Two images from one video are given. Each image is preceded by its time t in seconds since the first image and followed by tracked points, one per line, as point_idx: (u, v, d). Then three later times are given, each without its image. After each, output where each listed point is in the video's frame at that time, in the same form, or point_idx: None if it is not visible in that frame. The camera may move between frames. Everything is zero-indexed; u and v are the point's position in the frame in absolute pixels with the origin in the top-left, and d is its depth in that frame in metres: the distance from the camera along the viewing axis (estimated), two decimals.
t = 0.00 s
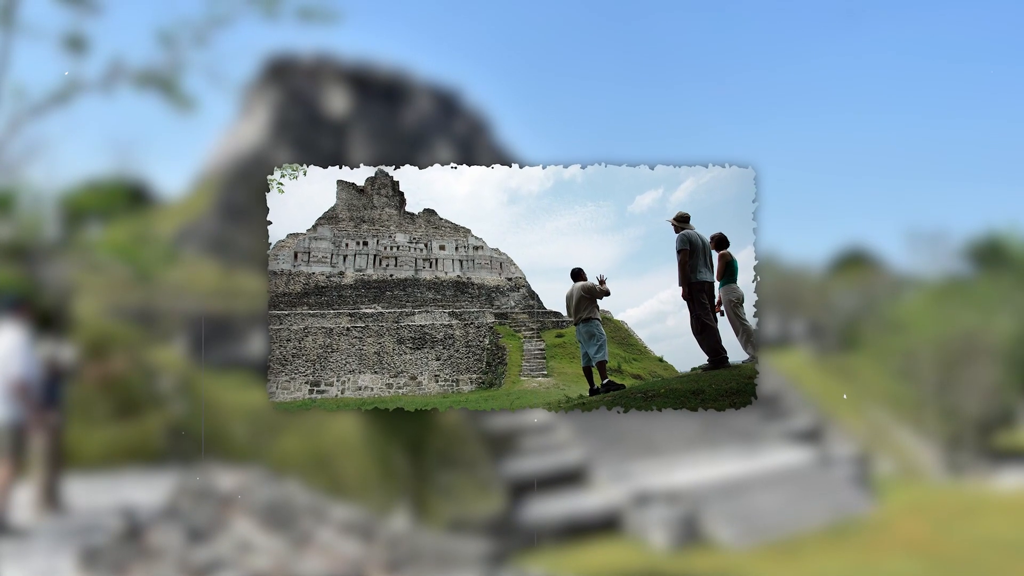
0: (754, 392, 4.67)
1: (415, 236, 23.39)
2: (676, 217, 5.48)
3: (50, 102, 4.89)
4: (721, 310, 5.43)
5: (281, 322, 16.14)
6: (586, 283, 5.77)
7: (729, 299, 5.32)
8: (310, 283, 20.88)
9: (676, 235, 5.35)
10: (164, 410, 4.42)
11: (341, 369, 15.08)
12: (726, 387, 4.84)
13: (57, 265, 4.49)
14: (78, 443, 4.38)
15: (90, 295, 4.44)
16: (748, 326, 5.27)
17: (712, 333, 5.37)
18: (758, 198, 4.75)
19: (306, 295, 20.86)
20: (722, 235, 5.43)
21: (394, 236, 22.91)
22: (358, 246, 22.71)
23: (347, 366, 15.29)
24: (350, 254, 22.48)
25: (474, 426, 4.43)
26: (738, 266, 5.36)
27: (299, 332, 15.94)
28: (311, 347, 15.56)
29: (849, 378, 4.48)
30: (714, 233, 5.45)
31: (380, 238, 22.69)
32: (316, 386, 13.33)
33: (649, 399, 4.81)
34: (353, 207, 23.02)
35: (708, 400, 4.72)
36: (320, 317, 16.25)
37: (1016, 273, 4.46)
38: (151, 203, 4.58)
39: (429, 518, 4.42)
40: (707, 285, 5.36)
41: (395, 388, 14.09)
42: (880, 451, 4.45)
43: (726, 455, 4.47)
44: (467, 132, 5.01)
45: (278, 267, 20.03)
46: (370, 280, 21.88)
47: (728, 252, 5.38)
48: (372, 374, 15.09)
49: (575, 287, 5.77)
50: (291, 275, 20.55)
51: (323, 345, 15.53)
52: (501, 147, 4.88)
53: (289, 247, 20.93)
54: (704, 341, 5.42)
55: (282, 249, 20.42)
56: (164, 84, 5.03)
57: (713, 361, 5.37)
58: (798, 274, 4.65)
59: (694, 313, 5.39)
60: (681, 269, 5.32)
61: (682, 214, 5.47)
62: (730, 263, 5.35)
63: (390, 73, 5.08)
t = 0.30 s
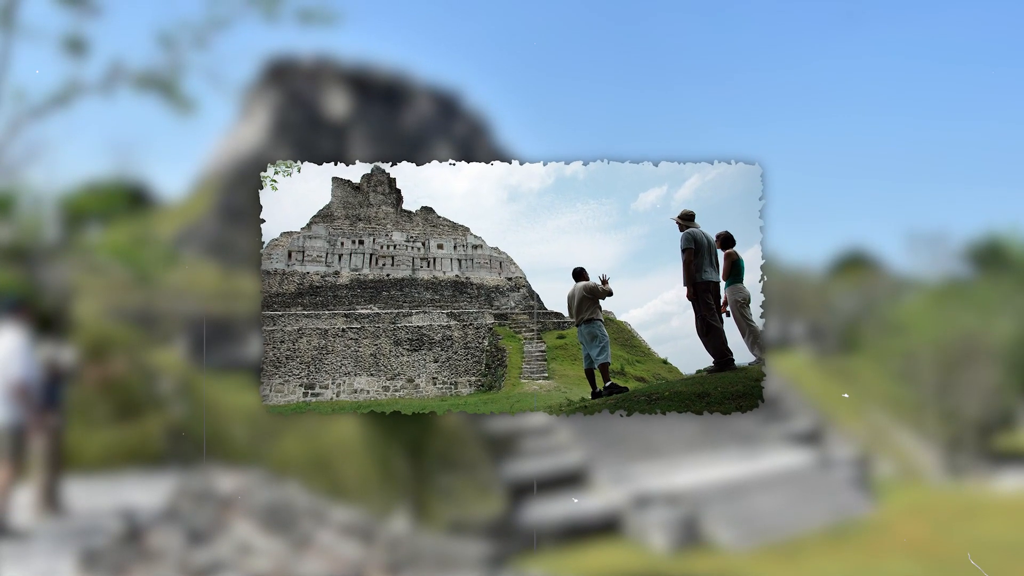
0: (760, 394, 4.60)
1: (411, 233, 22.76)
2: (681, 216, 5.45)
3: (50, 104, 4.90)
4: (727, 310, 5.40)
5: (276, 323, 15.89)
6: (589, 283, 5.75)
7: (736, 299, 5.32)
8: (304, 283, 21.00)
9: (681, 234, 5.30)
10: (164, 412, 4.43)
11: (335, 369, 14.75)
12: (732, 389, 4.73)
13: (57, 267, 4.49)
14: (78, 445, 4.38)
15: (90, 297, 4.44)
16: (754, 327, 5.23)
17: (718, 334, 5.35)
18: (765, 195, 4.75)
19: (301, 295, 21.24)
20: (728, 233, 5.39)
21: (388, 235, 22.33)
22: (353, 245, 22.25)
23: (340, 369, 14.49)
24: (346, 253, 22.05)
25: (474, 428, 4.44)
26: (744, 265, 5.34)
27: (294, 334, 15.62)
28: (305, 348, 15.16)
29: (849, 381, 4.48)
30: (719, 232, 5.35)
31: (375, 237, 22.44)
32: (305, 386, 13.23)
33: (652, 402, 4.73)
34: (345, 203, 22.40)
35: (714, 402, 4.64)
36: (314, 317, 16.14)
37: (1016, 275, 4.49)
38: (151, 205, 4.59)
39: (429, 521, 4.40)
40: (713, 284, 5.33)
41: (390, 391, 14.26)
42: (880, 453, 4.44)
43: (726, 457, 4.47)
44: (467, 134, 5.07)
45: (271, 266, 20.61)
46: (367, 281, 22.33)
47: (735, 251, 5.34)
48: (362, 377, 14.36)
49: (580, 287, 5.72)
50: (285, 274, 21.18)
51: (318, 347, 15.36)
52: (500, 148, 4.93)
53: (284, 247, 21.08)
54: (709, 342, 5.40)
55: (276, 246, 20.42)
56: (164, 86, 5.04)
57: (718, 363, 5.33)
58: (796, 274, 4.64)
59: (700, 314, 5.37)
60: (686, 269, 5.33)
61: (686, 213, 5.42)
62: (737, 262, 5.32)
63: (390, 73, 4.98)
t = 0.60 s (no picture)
0: (767, 397, 4.59)
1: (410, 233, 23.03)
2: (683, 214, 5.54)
3: (51, 106, 4.92)
4: (733, 311, 5.39)
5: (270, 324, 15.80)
6: (591, 283, 5.75)
7: (741, 300, 5.30)
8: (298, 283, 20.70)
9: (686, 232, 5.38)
10: (164, 414, 4.41)
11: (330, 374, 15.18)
12: (737, 392, 4.72)
13: (57, 269, 4.50)
14: (78, 447, 4.38)
15: (91, 299, 4.46)
16: (760, 329, 5.22)
17: (724, 337, 5.35)
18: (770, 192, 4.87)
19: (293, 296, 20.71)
20: (734, 231, 5.47)
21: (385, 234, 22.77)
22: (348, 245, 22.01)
23: (337, 371, 15.31)
24: (341, 251, 21.74)
25: (474, 430, 4.47)
26: (749, 265, 5.40)
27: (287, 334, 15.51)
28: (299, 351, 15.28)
29: (850, 383, 4.48)
30: (726, 230, 5.48)
31: (371, 237, 22.49)
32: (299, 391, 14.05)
33: (656, 405, 4.74)
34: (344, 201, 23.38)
35: (718, 405, 4.64)
36: (309, 317, 15.47)
37: (1014, 278, 4.52)
38: (151, 207, 4.60)
39: (429, 523, 4.40)
40: (717, 284, 5.35)
41: (387, 396, 14.86)
42: (879, 454, 4.45)
43: (726, 459, 4.48)
44: (468, 136, 4.97)
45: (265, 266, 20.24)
46: (361, 281, 21.54)
47: (740, 250, 5.41)
48: (362, 379, 15.39)
49: (580, 288, 5.76)
50: (279, 274, 20.56)
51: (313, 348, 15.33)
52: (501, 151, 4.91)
53: (276, 246, 21.05)
54: (714, 343, 5.38)
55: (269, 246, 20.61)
56: (164, 89, 5.06)
57: (724, 365, 5.31)
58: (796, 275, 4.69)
59: (705, 314, 5.35)
60: (690, 269, 5.32)
61: (688, 211, 5.51)
62: (742, 262, 5.39)
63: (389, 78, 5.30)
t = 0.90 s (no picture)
0: (774, 401, 4.67)
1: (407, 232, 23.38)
2: (689, 212, 5.54)
3: (51, 109, 4.93)
4: (739, 312, 5.40)
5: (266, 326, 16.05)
6: (593, 283, 5.71)
7: (748, 300, 5.33)
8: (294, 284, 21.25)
9: (692, 231, 5.36)
10: (164, 417, 4.42)
11: (325, 377, 15.12)
12: (743, 395, 4.80)
13: (58, 272, 4.51)
14: (78, 449, 4.38)
15: (91, 301, 4.46)
16: (767, 330, 5.21)
17: (730, 338, 5.33)
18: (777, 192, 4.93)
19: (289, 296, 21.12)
20: (740, 231, 5.48)
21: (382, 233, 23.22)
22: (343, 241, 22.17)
23: (332, 373, 15.26)
24: (336, 250, 21.92)
25: (474, 433, 4.50)
26: (756, 264, 5.37)
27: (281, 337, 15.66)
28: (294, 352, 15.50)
29: (849, 385, 4.49)
30: (732, 230, 5.49)
31: (367, 237, 22.72)
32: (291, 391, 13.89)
33: (661, 409, 4.86)
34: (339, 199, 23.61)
35: (724, 409, 4.71)
36: (302, 318, 15.85)
37: (1013, 281, 4.55)
38: (151, 209, 4.60)
39: (429, 525, 4.40)
40: (722, 284, 5.35)
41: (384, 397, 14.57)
42: (879, 457, 4.45)
43: (727, 462, 4.48)
44: (467, 138, 5.03)
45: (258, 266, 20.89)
46: (358, 281, 21.81)
47: (746, 250, 5.40)
48: (358, 382, 15.20)
49: (581, 288, 5.73)
50: (273, 274, 21.10)
51: (308, 348, 15.54)
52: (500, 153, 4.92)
53: (270, 244, 21.75)
54: (720, 345, 5.37)
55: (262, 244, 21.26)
56: (165, 91, 5.07)
57: (730, 367, 5.30)
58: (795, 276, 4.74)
59: (711, 315, 5.37)
60: (696, 268, 5.33)
61: (698, 208, 5.51)
62: (748, 262, 5.37)
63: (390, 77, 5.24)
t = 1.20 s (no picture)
0: (781, 404, 4.64)
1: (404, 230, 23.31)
2: (694, 209, 5.56)
3: (51, 111, 4.95)
4: (745, 312, 5.42)
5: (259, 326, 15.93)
6: (595, 284, 5.71)
7: (754, 301, 5.32)
8: (287, 283, 20.93)
9: (696, 229, 5.35)
10: (164, 418, 4.43)
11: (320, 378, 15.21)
12: (749, 398, 4.77)
13: (58, 274, 4.52)
14: (79, 451, 4.40)
15: (91, 304, 4.47)
16: (773, 331, 5.23)
17: (735, 339, 5.35)
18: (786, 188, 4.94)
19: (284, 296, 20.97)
20: (746, 229, 5.51)
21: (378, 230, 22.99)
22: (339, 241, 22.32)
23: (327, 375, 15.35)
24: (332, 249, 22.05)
25: (473, 434, 4.50)
26: (761, 263, 5.42)
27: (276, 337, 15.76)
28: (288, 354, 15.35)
29: (849, 388, 4.51)
30: (737, 228, 5.51)
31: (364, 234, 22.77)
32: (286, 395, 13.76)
33: (664, 411, 4.81)
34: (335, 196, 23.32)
35: (730, 412, 4.69)
36: (298, 321, 15.93)
37: (1014, 282, 4.59)
38: (150, 211, 4.61)
39: (428, 527, 4.39)
40: (727, 284, 5.34)
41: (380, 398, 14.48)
42: (880, 459, 4.44)
43: (727, 463, 4.48)
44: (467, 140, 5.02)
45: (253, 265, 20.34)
46: (353, 280, 21.85)
47: (752, 249, 5.43)
48: (354, 384, 15.21)
49: (585, 288, 5.71)
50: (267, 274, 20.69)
51: (303, 351, 15.52)
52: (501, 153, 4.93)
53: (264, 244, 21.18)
54: (726, 346, 5.40)
55: (256, 242, 20.67)
56: (164, 93, 5.08)
57: (736, 369, 5.34)
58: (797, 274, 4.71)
59: (716, 316, 5.35)
60: (701, 267, 5.31)
61: (700, 205, 5.51)
62: (754, 261, 5.40)
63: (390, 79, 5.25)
